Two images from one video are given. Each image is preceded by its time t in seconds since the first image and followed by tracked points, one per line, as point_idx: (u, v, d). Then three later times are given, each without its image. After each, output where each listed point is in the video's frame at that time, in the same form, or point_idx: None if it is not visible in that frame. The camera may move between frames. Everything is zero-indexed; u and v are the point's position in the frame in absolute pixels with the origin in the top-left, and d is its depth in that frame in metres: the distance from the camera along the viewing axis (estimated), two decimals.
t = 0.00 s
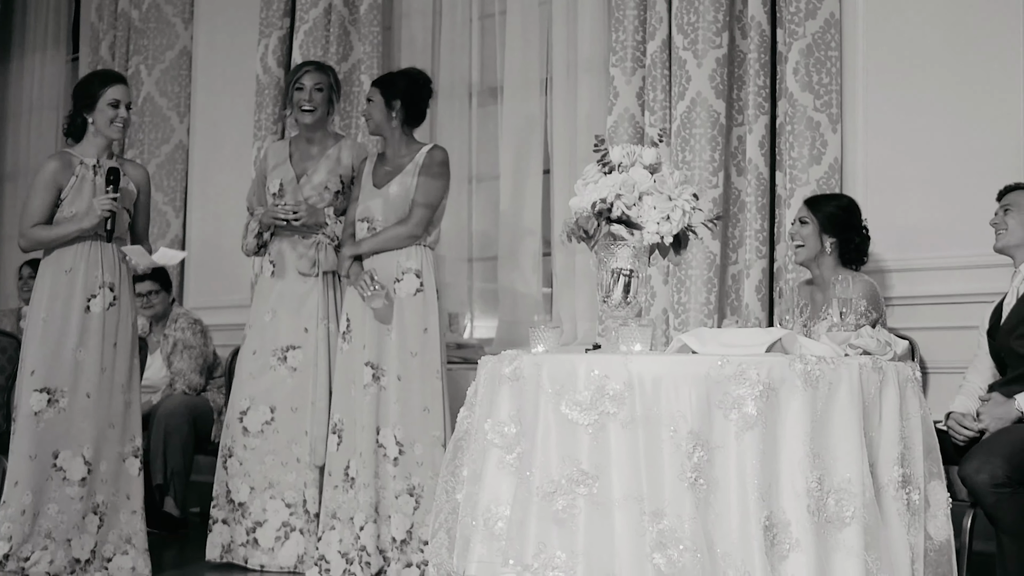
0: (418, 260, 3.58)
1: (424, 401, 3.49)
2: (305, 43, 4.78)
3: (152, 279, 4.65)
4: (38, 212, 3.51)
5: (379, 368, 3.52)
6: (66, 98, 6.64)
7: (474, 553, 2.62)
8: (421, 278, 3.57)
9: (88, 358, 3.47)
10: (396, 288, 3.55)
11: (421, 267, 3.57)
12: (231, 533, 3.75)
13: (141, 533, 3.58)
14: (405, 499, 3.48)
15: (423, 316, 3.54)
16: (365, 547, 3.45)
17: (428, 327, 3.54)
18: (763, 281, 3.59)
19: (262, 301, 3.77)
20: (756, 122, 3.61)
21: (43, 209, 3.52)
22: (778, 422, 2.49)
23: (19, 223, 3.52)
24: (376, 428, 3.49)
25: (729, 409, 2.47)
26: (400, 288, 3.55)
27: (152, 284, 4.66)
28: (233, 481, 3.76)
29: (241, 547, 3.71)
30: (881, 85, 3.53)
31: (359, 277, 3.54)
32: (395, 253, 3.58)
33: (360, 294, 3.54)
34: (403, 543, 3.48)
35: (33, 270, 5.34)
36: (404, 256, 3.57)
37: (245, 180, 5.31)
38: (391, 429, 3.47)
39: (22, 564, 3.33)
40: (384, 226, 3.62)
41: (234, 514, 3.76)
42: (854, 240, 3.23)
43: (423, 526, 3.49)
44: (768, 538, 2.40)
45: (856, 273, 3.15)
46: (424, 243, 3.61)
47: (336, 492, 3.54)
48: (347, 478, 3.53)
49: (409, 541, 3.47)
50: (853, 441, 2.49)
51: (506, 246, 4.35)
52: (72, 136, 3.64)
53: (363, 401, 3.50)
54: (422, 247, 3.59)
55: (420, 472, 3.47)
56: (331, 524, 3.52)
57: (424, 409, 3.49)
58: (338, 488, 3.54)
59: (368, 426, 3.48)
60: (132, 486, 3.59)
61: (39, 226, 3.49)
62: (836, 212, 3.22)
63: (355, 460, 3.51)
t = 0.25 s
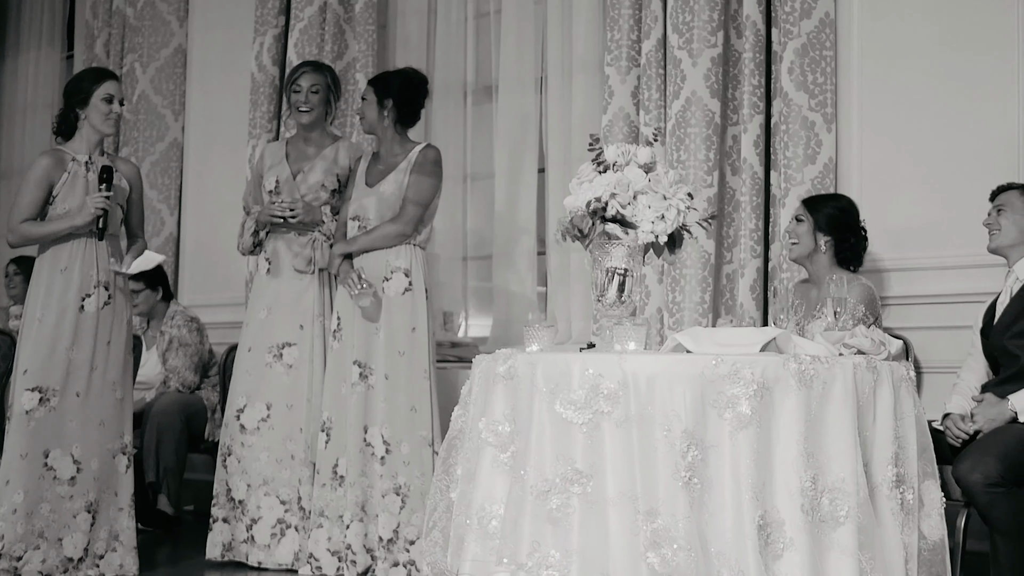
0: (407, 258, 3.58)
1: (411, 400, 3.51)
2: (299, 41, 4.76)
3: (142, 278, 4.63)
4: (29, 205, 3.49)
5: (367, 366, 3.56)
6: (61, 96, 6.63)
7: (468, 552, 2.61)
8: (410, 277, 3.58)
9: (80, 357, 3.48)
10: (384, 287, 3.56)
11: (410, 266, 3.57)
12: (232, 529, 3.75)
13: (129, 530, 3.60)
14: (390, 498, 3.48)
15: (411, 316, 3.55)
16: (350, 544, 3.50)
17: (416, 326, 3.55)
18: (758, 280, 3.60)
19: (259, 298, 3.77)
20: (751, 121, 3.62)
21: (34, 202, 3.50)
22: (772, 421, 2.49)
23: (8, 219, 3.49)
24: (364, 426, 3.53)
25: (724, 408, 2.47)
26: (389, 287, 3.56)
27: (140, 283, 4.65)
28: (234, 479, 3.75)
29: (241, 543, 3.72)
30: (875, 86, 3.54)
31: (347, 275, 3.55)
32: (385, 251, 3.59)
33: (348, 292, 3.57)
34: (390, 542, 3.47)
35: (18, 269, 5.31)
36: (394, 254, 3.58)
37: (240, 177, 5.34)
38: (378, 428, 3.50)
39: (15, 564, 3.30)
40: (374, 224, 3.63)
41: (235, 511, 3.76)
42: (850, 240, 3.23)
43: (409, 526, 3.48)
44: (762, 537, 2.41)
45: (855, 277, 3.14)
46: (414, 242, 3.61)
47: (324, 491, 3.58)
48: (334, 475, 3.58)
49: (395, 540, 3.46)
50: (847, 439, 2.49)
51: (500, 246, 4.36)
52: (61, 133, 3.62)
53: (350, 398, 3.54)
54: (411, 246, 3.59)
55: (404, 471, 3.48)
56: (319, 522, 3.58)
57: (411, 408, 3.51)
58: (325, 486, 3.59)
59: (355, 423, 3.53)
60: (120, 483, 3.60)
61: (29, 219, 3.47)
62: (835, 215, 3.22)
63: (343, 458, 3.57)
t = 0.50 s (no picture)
0: (398, 259, 3.58)
1: (400, 400, 3.52)
2: (295, 41, 4.78)
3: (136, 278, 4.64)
4: (26, 200, 3.47)
5: (356, 367, 3.56)
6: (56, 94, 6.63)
7: (461, 553, 2.62)
8: (400, 279, 3.57)
9: (78, 355, 3.48)
10: (375, 287, 3.57)
11: (401, 266, 3.57)
12: (229, 529, 3.74)
13: (120, 530, 3.61)
14: (377, 498, 3.49)
15: (401, 316, 3.55)
16: (335, 545, 3.53)
17: (405, 326, 3.55)
18: (753, 281, 3.60)
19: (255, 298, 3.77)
20: (746, 122, 3.62)
21: (31, 196, 3.48)
22: (766, 423, 2.49)
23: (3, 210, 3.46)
24: (352, 427, 3.54)
25: (718, 409, 2.47)
26: (379, 286, 3.56)
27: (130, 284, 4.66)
28: (229, 478, 3.76)
29: (237, 543, 3.72)
30: (870, 88, 3.54)
31: (336, 275, 3.58)
32: (376, 250, 3.60)
33: (338, 291, 3.59)
34: (375, 543, 3.49)
35: (9, 269, 5.27)
36: (384, 255, 3.59)
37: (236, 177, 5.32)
38: (365, 428, 3.51)
39: (10, 562, 3.29)
40: (366, 224, 3.64)
41: (232, 511, 3.76)
42: (842, 243, 3.23)
43: (396, 527, 3.49)
44: (755, 538, 2.41)
45: (848, 278, 3.09)
46: (405, 243, 3.61)
47: (315, 490, 3.60)
48: (324, 476, 3.59)
49: (380, 541, 3.48)
50: (841, 440, 2.49)
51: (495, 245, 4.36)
52: (56, 132, 3.63)
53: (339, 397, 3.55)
54: (402, 246, 3.60)
55: (392, 472, 3.49)
56: (309, 522, 3.60)
57: (400, 409, 3.51)
58: (315, 487, 3.60)
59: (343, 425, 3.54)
60: (112, 482, 3.61)
61: (25, 214, 3.45)
62: (832, 220, 3.22)
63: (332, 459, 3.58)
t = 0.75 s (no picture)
0: (392, 260, 3.59)
1: (392, 401, 3.52)
2: (290, 41, 4.78)
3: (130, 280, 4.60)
4: (23, 202, 3.47)
5: (348, 368, 3.56)
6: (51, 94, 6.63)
7: (456, 552, 2.62)
8: (394, 279, 3.58)
9: (73, 355, 3.47)
10: (368, 288, 3.57)
11: (395, 267, 3.58)
12: (218, 529, 3.74)
13: (118, 531, 3.61)
14: (370, 499, 3.50)
15: (394, 315, 3.56)
16: (325, 545, 3.53)
17: (398, 327, 3.55)
18: (747, 281, 3.61)
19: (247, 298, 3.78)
20: (740, 123, 3.63)
21: (29, 198, 3.48)
22: (760, 423, 2.49)
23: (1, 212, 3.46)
24: (344, 427, 3.54)
25: (712, 409, 2.47)
26: (373, 287, 3.57)
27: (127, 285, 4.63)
28: (218, 477, 3.76)
29: (224, 543, 3.72)
30: (865, 89, 3.55)
31: (331, 276, 3.55)
32: (368, 253, 3.60)
33: (331, 293, 3.57)
34: (368, 543, 3.49)
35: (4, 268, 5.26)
36: (377, 256, 3.59)
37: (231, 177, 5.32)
38: (358, 428, 3.51)
39: (3, 561, 3.28)
40: (359, 225, 3.65)
41: (220, 510, 3.76)
42: (836, 243, 3.24)
43: (389, 527, 3.50)
44: (750, 538, 2.41)
45: (844, 280, 3.13)
46: (399, 244, 3.62)
47: (306, 490, 3.61)
48: (316, 476, 3.59)
49: (372, 541, 3.48)
50: (835, 441, 2.49)
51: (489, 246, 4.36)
52: (50, 134, 3.64)
53: (332, 399, 3.55)
54: (396, 247, 3.60)
55: (385, 472, 3.50)
56: (301, 522, 3.60)
57: (391, 410, 3.52)
58: (308, 487, 3.60)
59: (335, 426, 3.54)
60: (110, 482, 3.60)
61: (24, 216, 3.46)
62: (826, 221, 3.22)
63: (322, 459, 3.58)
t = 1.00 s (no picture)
0: (387, 264, 3.59)
1: (388, 405, 3.52)
2: (284, 42, 4.77)
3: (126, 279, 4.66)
4: (13, 210, 3.47)
5: (343, 371, 3.55)
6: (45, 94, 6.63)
7: (450, 554, 2.62)
8: (388, 283, 3.58)
9: (64, 358, 3.47)
10: (363, 292, 3.57)
11: (390, 271, 3.58)
12: (204, 531, 3.74)
13: (117, 531, 3.60)
14: (365, 502, 3.49)
15: (390, 318, 3.56)
16: (321, 548, 3.49)
17: (394, 329, 3.56)
18: (742, 284, 3.60)
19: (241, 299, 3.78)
20: (735, 125, 3.63)
21: (18, 205, 3.49)
22: (754, 425, 2.49)
23: None
24: (338, 430, 3.53)
25: (707, 411, 2.47)
26: (368, 291, 3.56)
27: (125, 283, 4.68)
28: (208, 478, 3.76)
29: (211, 545, 3.72)
30: (860, 91, 3.55)
31: (328, 280, 3.56)
32: (363, 257, 3.60)
33: (329, 298, 3.56)
34: (362, 546, 3.48)
35: None
36: (372, 260, 3.59)
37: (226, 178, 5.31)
38: (353, 432, 3.50)
39: None
40: (353, 229, 3.65)
41: (209, 511, 3.76)
42: (832, 243, 3.24)
43: (384, 530, 3.49)
44: (744, 540, 2.41)
45: (840, 282, 3.15)
46: (394, 247, 3.62)
47: (298, 493, 3.59)
48: (308, 479, 3.59)
49: (367, 544, 3.48)
50: (830, 443, 2.49)
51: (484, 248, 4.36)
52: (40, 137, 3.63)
53: (326, 404, 3.54)
54: (391, 251, 3.61)
55: (380, 475, 3.49)
56: (293, 525, 3.59)
57: (387, 412, 3.52)
58: (300, 490, 3.59)
59: (329, 429, 3.52)
60: (105, 483, 3.59)
61: (13, 223, 3.46)
62: (819, 223, 3.22)
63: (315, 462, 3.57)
